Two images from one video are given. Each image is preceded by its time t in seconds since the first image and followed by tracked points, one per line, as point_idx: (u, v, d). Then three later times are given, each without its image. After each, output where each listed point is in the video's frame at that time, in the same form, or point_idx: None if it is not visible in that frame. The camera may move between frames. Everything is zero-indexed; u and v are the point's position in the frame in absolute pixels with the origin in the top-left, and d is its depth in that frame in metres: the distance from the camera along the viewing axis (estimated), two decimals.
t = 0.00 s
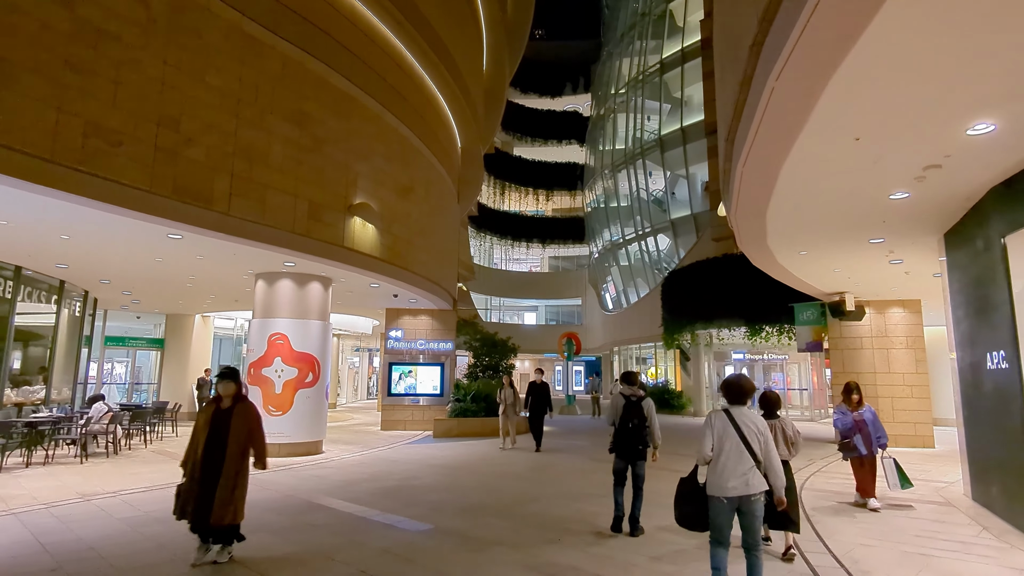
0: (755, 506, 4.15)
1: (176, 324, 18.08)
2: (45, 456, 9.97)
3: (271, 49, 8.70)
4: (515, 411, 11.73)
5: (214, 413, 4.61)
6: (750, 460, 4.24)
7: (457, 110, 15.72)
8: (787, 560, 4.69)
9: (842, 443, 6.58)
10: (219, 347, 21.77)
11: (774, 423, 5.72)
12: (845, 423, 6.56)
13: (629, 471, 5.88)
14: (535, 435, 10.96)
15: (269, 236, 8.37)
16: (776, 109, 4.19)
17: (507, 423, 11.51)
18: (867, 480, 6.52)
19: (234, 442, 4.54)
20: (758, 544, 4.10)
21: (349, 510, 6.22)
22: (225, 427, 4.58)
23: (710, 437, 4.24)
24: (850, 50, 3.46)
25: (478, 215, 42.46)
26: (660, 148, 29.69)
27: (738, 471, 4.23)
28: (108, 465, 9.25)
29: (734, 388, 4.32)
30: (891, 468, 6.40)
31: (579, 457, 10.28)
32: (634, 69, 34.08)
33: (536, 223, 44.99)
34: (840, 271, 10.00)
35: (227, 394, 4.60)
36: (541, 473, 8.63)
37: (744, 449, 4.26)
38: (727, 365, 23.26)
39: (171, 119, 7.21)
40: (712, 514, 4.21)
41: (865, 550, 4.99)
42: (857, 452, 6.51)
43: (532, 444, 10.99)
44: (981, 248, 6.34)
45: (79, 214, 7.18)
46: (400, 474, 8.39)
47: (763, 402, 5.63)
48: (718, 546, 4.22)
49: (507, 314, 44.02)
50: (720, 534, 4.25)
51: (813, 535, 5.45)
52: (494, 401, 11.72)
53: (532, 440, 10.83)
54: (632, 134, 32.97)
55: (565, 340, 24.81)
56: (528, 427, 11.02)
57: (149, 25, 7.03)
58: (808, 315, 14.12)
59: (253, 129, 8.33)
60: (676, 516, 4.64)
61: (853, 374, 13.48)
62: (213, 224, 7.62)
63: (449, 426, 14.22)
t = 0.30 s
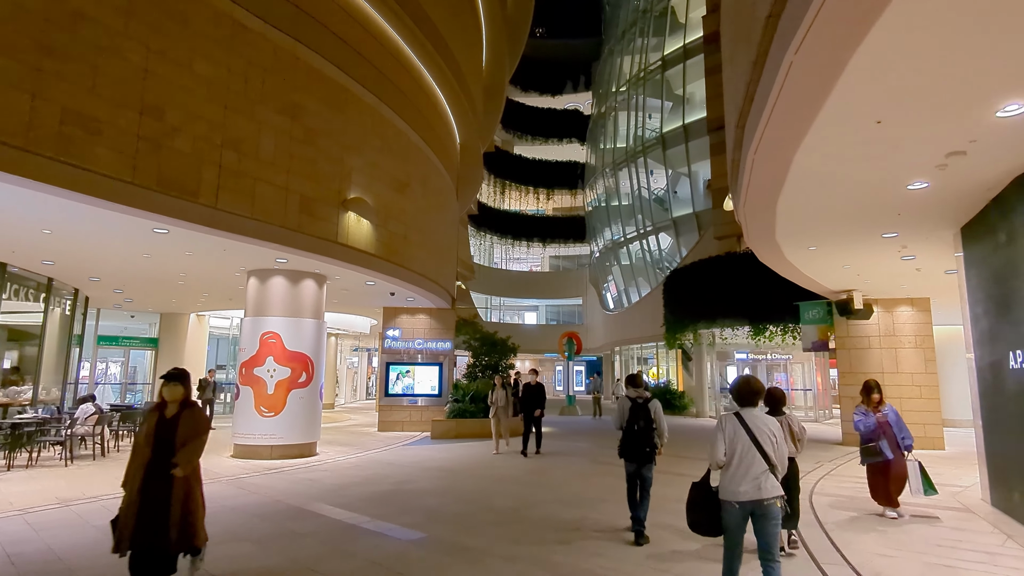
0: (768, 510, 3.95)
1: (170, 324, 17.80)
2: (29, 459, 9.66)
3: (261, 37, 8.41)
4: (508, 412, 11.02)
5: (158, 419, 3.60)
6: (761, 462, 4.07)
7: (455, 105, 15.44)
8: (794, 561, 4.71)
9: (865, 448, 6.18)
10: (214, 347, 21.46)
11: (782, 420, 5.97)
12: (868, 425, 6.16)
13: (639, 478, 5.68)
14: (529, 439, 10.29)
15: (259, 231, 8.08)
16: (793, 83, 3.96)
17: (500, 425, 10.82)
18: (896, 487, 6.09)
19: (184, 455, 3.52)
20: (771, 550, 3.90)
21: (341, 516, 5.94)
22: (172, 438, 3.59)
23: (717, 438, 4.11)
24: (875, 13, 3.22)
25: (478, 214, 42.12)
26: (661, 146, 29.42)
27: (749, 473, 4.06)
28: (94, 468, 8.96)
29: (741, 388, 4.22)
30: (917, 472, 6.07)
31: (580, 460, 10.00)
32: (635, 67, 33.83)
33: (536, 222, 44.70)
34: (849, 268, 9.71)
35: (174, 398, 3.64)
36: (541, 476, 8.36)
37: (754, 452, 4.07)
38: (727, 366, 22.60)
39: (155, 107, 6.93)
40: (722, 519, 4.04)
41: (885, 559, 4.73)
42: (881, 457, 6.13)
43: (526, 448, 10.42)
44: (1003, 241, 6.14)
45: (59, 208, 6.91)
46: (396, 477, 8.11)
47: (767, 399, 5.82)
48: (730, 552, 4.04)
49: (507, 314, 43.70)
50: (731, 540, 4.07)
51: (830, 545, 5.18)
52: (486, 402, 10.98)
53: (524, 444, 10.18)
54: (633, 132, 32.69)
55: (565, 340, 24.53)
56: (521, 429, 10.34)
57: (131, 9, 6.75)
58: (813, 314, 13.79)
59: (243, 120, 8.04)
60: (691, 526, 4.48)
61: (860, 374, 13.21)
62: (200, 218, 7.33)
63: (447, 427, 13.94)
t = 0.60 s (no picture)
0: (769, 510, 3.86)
1: (163, 323, 17.57)
2: (10, 462, 9.33)
3: (248, 23, 8.10)
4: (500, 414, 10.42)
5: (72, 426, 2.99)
6: (761, 460, 3.97)
7: (452, 99, 15.12)
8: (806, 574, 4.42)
9: (889, 456, 5.71)
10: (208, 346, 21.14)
11: (788, 424, 5.65)
12: (891, 431, 5.69)
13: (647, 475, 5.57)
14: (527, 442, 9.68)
15: (247, 225, 7.78)
16: (809, 59, 3.65)
17: (495, 426, 10.19)
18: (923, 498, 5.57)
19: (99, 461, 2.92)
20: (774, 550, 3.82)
21: (328, 523, 5.63)
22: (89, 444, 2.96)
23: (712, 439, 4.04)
24: None
25: (477, 213, 41.81)
26: (662, 143, 29.11)
27: (748, 473, 3.97)
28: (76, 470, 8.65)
29: (735, 387, 4.12)
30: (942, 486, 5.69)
31: (580, 462, 9.70)
32: (635, 64, 33.50)
33: (536, 222, 44.39)
34: (857, 264, 9.41)
35: (95, 398, 3.03)
36: (539, 480, 8.05)
37: (753, 452, 3.99)
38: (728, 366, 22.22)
39: (135, 95, 6.63)
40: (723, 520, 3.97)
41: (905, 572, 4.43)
42: (904, 466, 5.65)
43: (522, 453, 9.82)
44: None
45: (33, 201, 6.60)
46: (388, 481, 7.80)
47: (775, 403, 5.52)
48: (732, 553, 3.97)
49: (507, 314, 43.37)
50: (734, 541, 4.00)
51: (844, 557, 4.88)
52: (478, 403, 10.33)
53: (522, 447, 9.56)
54: (634, 130, 32.35)
55: (565, 339, 24.21)
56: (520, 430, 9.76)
57: None
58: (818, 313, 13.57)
59: (229, 110, 7.74)
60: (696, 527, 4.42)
61: (867, 373, 12.90)
62: (183, 210, 7.02)
63: (444, 428, 13.63)
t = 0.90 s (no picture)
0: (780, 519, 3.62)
1: (156, 322, 17.26)
2: None
3: (234, 10, 7.81)
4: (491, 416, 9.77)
5: None
6: (772, 467, 3.72)
7: (449, 93, 14.81)
8: None
9: (916, 460, 5.30)
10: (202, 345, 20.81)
11: (798, 423, 5.39)
12: (916, 434, 5.31)
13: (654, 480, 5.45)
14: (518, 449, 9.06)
15: (231, 220, 7.48)
16: (827, 31, 3.35)
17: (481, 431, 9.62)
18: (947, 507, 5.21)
19: None
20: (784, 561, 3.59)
21: (311, 531, 5.32)
22: None
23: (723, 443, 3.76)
24: None
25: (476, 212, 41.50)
26: (662, 141, 28.83)
27: (759, 479, 3.72)
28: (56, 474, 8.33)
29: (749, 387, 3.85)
30: (973, 498, 5.17)
31: (579, 466, 9.41)
32: (635, 62, 33.24)
33: (535, 221, 44.11)
34: (865, 261, 9.12)
35: None
36: (537, 485, 7.74)
37: (765, 456, 3.73)
38: (731, 367, 21.84)
39: (112, 81, 6.33)
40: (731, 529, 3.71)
41: None
42: (933, 471, 5.24)
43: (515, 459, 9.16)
44: None
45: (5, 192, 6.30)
46: (380, 486, 7.51)
47: (784, 401, 5.20)
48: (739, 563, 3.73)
49: (506, 314, 43.19)
50: (741, 551, 3.75)
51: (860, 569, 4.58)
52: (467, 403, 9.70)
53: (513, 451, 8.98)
54: (634, 129, 32.07)
55: (565, 339, 23.88)
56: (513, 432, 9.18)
57: None
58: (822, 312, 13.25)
59: (214, 99, 7.44)
60: (698, 534, 4.19)
61: (872, 374, 12.62)
62: (164, 203, 6.72)
63: (440, 430, 13.34)
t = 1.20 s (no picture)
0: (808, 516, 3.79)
1: (149, 319, 16.99)
2: None
3: None
4: (479, 416, 9.04)
5: None
6: (802, 465, 3.86)
7: (447, 86, 14.50)
8: None
9: (953, 468, 4.80)
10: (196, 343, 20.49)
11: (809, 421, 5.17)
12: (951, 441, 4.82)
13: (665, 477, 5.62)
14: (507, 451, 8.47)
15: (218, 211, 7.19)
16: None
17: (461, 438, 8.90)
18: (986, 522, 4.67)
19: None
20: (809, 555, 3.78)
21: (297, 538, 5.01)
22: None
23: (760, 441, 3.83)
24: None
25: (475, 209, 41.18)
26: (663, 137, 28.51)
27: (789, 477, 3.85)
28: (37, 476, 8.02)
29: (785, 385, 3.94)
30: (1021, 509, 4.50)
31: (580, 467, 9.12)
32: (636, 58, 32.90)
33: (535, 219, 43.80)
34: (877, 255, 8.82)
35: None
36: (537, 488, 7.45)
37: (796, 455, 3.86)
38: (733, 366, 21.41)
39: (92, 65, 6.04)
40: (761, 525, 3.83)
41: None
42: (972, 482, 4.71)
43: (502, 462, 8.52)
44: None
45: None
46: (374, 488, 7.20)
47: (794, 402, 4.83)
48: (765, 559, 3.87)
49: (506, 312, 42.90)
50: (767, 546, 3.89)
51: None
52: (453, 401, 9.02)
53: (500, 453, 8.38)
54: (634, 125, 31.70)
55: (565, 337, 23.56)
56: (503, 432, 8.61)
57: None
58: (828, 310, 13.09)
59: (201, 86, 7.15)
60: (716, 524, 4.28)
61: (881, 372, 12.31)
62: (148, 193, 6.42)
63: (437, 429, 13.04)
